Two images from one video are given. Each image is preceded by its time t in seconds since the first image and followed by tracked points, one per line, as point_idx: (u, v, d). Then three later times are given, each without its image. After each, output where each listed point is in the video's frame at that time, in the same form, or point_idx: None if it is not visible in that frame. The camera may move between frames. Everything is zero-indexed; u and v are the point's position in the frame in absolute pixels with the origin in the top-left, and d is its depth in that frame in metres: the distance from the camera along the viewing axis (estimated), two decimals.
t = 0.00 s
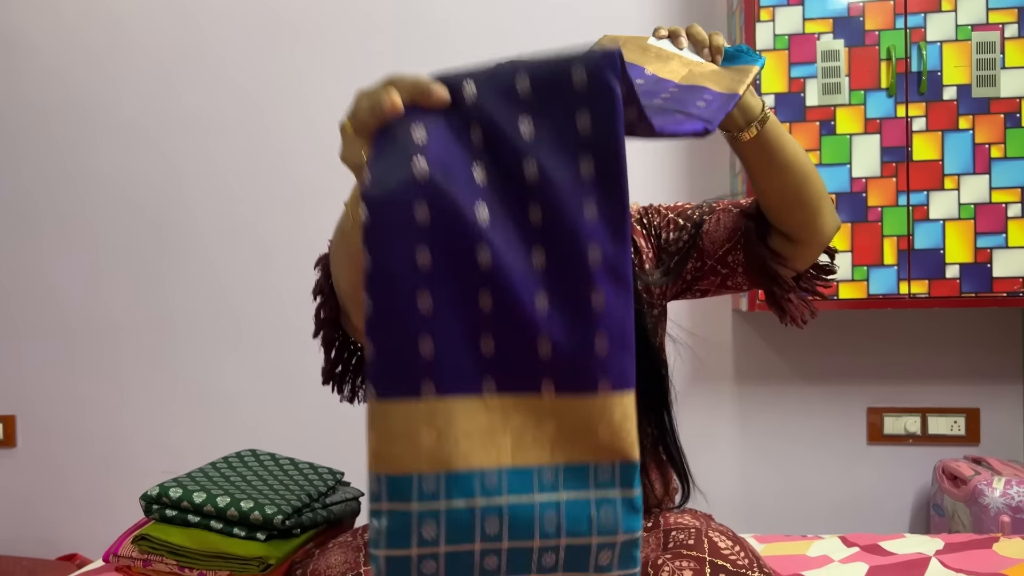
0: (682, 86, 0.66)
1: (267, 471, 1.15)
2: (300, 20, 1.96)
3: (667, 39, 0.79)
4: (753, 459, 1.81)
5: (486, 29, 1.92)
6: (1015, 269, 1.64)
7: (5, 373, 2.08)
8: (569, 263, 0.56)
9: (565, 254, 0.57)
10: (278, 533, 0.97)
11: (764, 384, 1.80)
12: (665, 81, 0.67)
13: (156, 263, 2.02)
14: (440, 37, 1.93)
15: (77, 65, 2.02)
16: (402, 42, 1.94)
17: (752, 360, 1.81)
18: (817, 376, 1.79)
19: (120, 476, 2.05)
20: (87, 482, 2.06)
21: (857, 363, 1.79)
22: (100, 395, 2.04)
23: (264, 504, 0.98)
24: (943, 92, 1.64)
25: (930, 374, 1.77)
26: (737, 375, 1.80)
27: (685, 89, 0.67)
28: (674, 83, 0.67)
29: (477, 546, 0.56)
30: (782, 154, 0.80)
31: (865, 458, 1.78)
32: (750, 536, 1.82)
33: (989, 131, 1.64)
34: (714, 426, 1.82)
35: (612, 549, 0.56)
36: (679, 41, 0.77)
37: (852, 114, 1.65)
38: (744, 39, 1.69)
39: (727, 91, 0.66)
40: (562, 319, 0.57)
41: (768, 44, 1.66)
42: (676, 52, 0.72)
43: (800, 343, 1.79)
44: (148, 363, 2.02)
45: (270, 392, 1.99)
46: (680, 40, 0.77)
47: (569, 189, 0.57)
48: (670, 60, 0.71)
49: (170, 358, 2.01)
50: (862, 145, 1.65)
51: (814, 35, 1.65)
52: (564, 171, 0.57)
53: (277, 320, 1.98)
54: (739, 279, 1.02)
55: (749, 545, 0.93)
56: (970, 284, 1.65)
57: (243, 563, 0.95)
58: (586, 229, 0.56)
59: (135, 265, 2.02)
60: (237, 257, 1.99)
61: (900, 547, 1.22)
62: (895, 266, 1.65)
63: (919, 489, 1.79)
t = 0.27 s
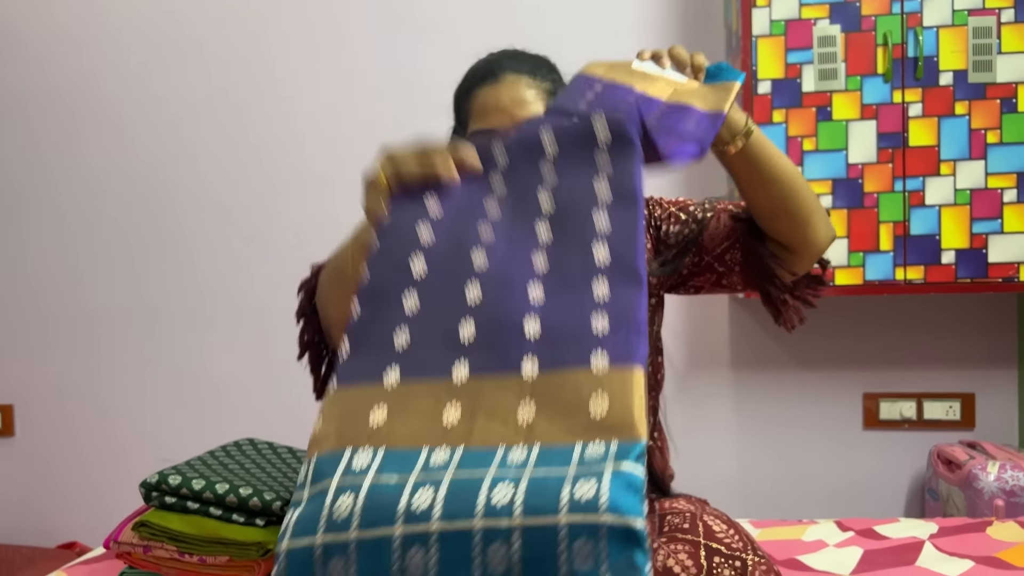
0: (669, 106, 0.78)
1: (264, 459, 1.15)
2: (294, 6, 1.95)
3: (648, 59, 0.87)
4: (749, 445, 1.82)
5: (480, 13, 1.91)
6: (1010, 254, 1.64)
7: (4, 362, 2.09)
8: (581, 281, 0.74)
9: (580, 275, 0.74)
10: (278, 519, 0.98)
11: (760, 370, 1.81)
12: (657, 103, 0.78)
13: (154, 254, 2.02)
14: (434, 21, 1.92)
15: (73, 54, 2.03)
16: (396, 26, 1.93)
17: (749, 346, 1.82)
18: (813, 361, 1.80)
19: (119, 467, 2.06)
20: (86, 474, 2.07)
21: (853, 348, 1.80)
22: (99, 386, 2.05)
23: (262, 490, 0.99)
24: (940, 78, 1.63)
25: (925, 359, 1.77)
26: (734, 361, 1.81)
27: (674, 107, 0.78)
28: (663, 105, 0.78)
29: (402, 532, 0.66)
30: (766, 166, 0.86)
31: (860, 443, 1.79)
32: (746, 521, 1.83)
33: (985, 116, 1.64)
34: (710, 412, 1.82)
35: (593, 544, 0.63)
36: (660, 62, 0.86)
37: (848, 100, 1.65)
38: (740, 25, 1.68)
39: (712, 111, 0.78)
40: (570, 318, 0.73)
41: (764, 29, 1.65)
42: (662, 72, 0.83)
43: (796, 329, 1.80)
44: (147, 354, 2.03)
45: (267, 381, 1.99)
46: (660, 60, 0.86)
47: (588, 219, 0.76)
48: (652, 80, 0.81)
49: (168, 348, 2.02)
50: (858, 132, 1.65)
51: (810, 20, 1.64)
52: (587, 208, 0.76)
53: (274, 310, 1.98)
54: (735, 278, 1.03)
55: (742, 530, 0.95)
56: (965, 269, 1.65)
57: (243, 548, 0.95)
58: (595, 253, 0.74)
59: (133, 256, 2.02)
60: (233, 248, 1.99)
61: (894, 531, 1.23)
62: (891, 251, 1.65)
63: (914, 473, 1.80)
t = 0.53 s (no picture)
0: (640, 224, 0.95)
1: (258, 438, 1.15)
2: None
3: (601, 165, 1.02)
4: (744, 419, 1.82)
5: None
6: (1006, 227, 1.64)
7: None
8: (616, 444, 0.81)
9: (618, 433, 0.81)
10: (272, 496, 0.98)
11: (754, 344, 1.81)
12: (631, 228, 0.95)
13: (145, 232, 2.00)
14: None
15: (56, 28, 1.99)
16: None
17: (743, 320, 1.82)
18: (807, 335, 1.80)
19: (115, 446, 2.05)
20: (83, 453, 2.07)
21: (847, 322, 1.80)
22: (94, 366, 2.04)
23: (256, 468, 0.99)
24: (936, 49, 1.61)
25: (919, 332, 1.78)
26: (728, 336, 1.81)
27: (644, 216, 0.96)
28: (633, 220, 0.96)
29: None
30: (729, 220, 1.00)
31: (854, 416, 1.80)
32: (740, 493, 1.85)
33: (982, 88, 1.62)
34: (705, 387, 1.83)
35: None
36: (612, 165, 1.01)
37: (844, 72, 1.63)
38: None
39: (677, 214, 0.94)
40: (608, 490, 0.78)
41: None
42: (618, 182, 0.99)
43: (790, 303, 1.80)
44: (140, 333, 2.02)
45: (262, 359, 1.98)
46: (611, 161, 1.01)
47: (620, 392, 0.84)
48: (612, 189, 0.99)
49: (162, 326, 2.01)
50: (854, 104, 1.64)
51: None
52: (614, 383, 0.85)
53: (268, 287, 1.97)
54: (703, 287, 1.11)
55: (733, 497, 0.97)
56: (960, 242, 1.65)
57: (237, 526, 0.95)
58: (627, 421, 0.82)
59: (124, 234, 2.00)
60: (225, 225, 1.97)
61: (887, 503, 1.24)
62: (886, 225, 1.65)
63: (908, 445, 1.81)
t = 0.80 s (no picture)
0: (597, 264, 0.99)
1: (244, 396, 1.11)
2: None
3: (562, 189, 1.03)
4: (740, 373, 1.81)
5: None
6: (1010, 176, 1.60)
7: None
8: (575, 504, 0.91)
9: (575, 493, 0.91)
10: (262, 456, 0.95)
11: (751, 300, 1.78)
12: (586, 271, 0.99)
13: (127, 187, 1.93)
14: None
15: None
16: None
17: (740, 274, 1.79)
18: (805, 290, 1.77)
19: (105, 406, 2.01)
20: (71, 413, 2.03)
21: (846, 276, 1.77)
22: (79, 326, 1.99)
23: (245, 427, 0.95)
24: None
25: (919, 285, 1.75)
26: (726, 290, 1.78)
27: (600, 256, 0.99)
28: (590, 260, 0.99)
29: None
30: (689, 238, 1.02)
31: (851, 370, 1.79)
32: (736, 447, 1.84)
33: (989, 33, 1.57)
34: (703, 343, 1.80)
35: None
36: (571, 192, 1.02)
37: (848, 16, 1.57)
38: None
39: (630, 257, 0.98)
40: (568, 544, 0.88)
41: None
42: (579, 214, 1.01)
43: (789, 257, 1.77)
44: (125, 288, 1.97)
45: (252, 316, 1.94)
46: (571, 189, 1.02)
47: (575, 453, 0.94)
48: (573, 224, 1.01)
49: (149, 283, 1.96)
50: (858, 51, 1.58)
51: None
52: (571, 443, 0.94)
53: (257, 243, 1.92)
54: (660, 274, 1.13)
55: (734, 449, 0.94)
56: (963, 193, 1.61)
57: (226, 487, 0.92)
58: (583, 477, 0.91)
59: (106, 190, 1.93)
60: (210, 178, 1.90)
61: (886, 457, 1.23)
62: (888, 175, 1.60)
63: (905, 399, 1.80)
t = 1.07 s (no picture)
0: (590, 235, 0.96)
1: (238, 357, 1.09)
2: None
3: (551, 158, 0.98)
4: (741, 335, 1.79)
5: None
6: (1018, 132, 1.57)
7: None
8: (573, 471, 0.87)
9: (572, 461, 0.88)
10: (258, 417, 0.93)
11: (753, 260, 1.76)
12: (578, 242, 0.95)
13: (109, 141, 1.82)
14: None
15: None
16: None
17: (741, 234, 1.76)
18: (808, 249, 1.75)
19: (91, 372, 1.92)
20: (53, 382, 1.93)
21: (849, 235, 1.75)
22: (60, 288, 1.89)
23: (239, 389, 0.93)
24: None
25: (922, 245, 1.73)
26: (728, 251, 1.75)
27: (590, 228, 0.96)
28: (582, 231, 0.96)
29: None
30: (670, 209, 0.98)
31: (853, 331, 1.77)
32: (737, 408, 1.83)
33: None
34: (704, 304, 1.78)
35: None
36: (560, 162, 0.98)
37: None
38: None
39: (621, 229, 0.95)
40: (569, 510, 0.85)
41: None
42: (568, 185, 0.97)
43: (791, 217, 1.74)
44: (100, 253, 1.87)
45: (238, 281, 1.86)
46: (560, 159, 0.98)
47: (572, 419, 0.90)
48: (562, 197, 0.97)
49: (126, 248, 1.86)
50: (866, 2, 1.53)
51: None
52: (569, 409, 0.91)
53: (249, 200, 1.83)
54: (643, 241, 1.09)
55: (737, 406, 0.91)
56: (970, 149, 1.58)
57: (221, 449, 0.90)
58: (583, 443, 0.88)
59: (86, 145, 1.83)
60: (198, 132, 1.81)
61: (889, 417, 1.22)
62: (894, 132, 1.56)
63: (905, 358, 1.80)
